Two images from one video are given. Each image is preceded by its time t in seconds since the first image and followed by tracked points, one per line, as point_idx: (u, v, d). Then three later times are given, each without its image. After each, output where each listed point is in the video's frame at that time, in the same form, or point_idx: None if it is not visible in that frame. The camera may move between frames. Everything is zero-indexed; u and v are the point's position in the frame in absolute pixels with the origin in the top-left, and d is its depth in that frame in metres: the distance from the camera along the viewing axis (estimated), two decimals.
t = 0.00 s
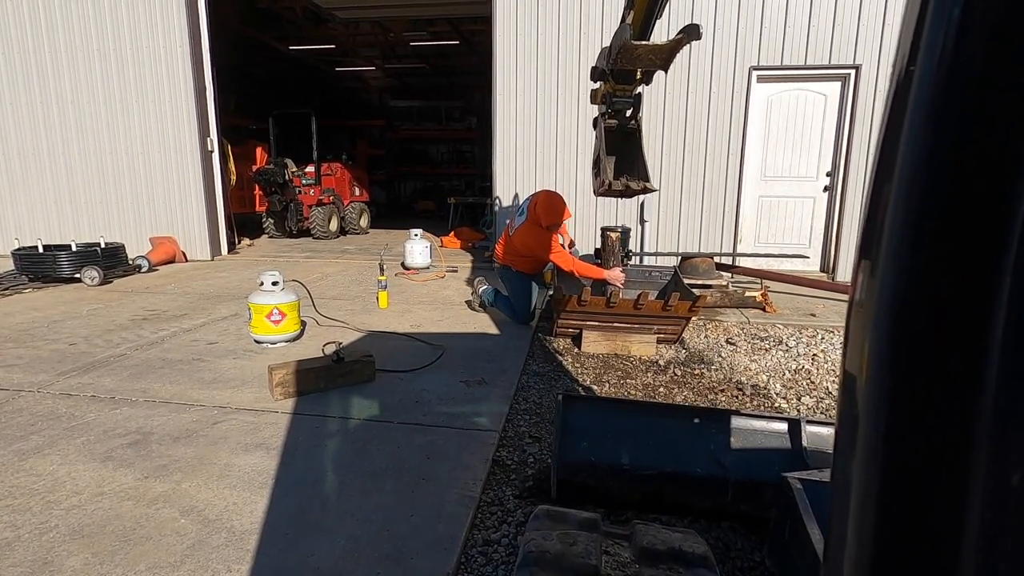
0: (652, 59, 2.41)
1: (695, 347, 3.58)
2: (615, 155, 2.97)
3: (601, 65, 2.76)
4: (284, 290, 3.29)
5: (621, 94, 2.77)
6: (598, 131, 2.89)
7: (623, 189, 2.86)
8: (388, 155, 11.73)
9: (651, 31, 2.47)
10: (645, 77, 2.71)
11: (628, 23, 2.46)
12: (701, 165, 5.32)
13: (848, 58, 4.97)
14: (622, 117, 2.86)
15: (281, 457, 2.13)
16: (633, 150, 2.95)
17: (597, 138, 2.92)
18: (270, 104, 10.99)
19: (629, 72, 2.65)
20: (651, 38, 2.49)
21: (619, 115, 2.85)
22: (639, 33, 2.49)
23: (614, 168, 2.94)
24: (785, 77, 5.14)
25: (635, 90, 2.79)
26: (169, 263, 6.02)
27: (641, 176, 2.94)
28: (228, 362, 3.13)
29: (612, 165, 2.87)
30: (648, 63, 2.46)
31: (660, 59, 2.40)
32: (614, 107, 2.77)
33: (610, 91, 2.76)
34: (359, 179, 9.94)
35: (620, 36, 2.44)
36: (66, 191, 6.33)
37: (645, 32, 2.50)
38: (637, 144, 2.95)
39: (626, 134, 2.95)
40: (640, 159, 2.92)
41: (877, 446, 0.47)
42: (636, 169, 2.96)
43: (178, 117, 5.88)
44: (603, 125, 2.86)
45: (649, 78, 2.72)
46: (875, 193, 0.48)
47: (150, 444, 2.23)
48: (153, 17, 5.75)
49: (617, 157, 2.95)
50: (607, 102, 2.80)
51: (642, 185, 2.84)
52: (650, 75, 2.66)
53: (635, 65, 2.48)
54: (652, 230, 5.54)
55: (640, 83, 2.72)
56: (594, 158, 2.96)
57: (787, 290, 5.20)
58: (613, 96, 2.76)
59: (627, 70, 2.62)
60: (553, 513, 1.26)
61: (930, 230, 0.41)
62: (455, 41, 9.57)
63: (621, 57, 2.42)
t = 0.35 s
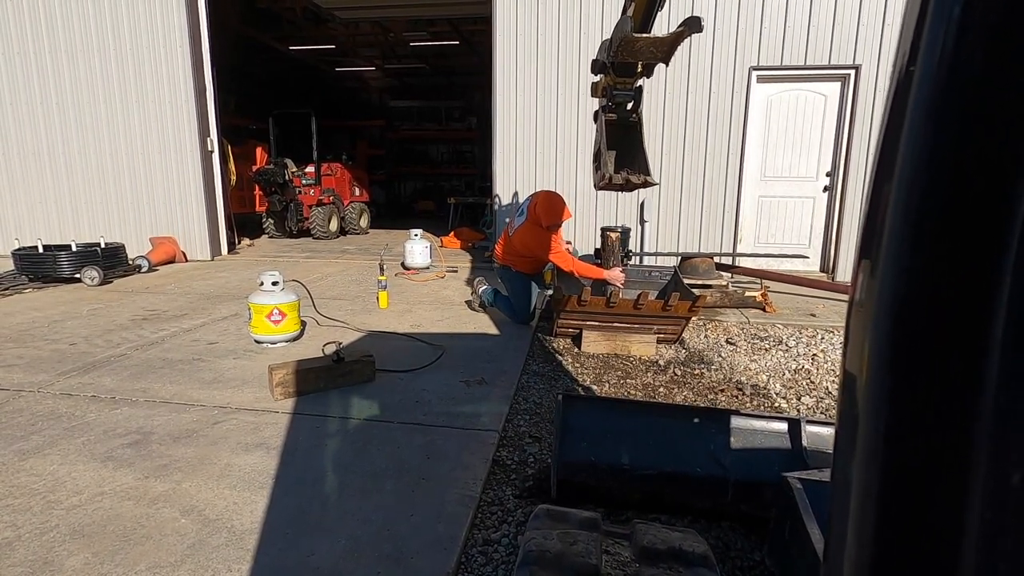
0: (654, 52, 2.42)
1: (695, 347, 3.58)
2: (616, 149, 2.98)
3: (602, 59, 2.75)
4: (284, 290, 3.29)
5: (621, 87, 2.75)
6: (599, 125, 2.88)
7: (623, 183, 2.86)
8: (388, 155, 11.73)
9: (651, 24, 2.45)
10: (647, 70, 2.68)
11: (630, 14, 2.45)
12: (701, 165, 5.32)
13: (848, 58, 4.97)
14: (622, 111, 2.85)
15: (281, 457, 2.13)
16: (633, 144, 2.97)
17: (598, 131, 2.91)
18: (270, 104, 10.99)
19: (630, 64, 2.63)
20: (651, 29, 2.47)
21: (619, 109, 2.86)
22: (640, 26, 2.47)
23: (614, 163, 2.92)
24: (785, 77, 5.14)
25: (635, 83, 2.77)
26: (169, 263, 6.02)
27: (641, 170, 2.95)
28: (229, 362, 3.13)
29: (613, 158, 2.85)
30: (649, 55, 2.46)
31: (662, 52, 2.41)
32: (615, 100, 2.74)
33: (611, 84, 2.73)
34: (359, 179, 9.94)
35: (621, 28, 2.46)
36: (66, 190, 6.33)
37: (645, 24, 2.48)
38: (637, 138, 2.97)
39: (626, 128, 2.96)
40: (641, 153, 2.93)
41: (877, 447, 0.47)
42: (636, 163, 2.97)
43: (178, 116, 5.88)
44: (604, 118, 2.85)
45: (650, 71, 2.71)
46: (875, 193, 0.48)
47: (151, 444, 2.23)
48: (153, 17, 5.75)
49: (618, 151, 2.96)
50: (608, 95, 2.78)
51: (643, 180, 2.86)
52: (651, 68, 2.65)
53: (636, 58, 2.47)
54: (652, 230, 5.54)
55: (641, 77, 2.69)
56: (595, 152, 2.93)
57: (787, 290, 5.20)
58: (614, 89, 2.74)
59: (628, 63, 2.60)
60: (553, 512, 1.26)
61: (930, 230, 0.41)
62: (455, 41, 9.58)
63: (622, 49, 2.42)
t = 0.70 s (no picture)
0: (647, 101, 2.41)
1: (696, 347, 3.58)
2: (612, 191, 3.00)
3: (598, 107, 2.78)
4: (283, 291, 3.28)
5: (616, 134, 2.77)
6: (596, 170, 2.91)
7: (620, 227, 2.91)
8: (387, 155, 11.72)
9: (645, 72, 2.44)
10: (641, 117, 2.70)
11: (623, 66, 2.46)
12: (701, 166, 5.31)
13: (848, 59, 4.96)
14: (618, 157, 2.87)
15: (280, 459, 2.13)
16: (629, 189, 2.99)
17: (595, 176, 2.93)
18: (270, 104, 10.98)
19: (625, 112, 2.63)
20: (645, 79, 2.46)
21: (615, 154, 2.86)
22: (633, 75, 2.47)
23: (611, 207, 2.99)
24: (785, 78, 5.13)
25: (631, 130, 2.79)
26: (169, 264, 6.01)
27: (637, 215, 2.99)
28: (228, 363, 3.12)
29: (609, 203, 2.93)
30: (644, 104, 2.45)
31: (655, 101, 2.41)
32: (611, 147, 2.77)
33: (607, 132, 2.76)
34: (359, 179, 9.94)
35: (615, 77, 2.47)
36: (66, 191, 6.32)
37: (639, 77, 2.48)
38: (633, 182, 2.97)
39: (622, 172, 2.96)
40: (636, 198, 2.97)
41: (886, 453, 0.46)
42: (633, 207, 3.01)
43: (177, 116, 5.87)
44: (599, 164, 2.86)
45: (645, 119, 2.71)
46: (881, 194, 0.47)
47: (149, 446, 2.22)
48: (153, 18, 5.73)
49: (613, 194, 2.99)
50: (604, 143, 2.80)
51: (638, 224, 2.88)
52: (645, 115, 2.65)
53: (630, 106, 2.48)
54: (652, 230, 5.53)
55: (636, 124, 2.71)
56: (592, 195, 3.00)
57: (788, 291, 5.19)
58: (610, 137, 2.76)
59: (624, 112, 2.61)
60: (553, 516, 1.25)
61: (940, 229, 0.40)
62: (455, 41, 9.56)
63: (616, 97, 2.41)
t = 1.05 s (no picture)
0: (647, 102, 2.44)
1: (695, 346, 3.58)
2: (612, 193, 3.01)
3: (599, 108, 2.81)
4: (284, 290, 3.29)
5: (617, 134, 2.79)
6: (596, 170, 2.94)
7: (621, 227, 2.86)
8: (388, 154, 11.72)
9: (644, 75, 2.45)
10: (641, 118, 2.73)
11: (623, 67, 2.48)
12: (701, 165, 5.32)
13: (848, 59, 4.96)
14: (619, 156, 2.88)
15: (281, 457, 2.13)
16: (631, 189, 3.00)
17: (596, 177, 2.97)
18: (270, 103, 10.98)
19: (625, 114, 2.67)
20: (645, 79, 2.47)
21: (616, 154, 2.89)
22: (634, 76, 2.49)
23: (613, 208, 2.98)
24: (785, 77, 5.14)
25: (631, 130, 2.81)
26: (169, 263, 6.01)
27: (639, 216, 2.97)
28: (229, 361, 3.13)
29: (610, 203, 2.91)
30: (643, 105, 2.48)
31: (655, 102, 2.42)
32: (611, 147, 2.79)
33: (608, 132, 2.78)
34: (360, 179, 9.95)
35: (616, 79, 2.49)
36: (66, 191, 6.33)
37: (640, 77, 2.50)
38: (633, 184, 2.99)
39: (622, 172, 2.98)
40: (637, 199, 2.97)
41: (884, 447, 0.47)
42: (634, 208, 3.00)
43: (177, 116, 5.87)
44: (600, 164, 2.88)
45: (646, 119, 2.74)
46: (880, 194, 0.48)
47: (150, 444, 2.23)
48: (154, 18, 5.74)
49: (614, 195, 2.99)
50: (605, 142, 2.82)
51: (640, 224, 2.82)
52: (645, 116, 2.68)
53: (630, 107, 2.50)
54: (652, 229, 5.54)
55: (637, 125, 2.74)
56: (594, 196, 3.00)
57: (787, 290, 5.19)
58: (611, 136, 2.79)
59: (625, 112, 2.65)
60: (554, 512, 1.26)
61: (936, 228, 0.41)
62: (455, 41, 9.57)
63: (615, 98, 2.43)
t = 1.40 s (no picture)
0: (648, 85, 2.41)
1: (695, 346, 3.58)
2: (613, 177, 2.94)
3: (599, 91, 2.79)
4: (284, 290, 3.29)
5: (618, 118, 2.78)
6: (597, 154, 2.89)
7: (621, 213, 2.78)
8: (388, 154, 11.73)
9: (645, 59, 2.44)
10: (642, 101, 2.72)
11: (625, 49, 2.47)
12: (701, 164, 5.32)
13: (848, 59, 4.96)
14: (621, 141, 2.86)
15: (281, 456, 2.13)
16: (632, 173, 2.91)
17: (596, 162, 2.91)
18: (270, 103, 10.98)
19: (627, 97, 2.66)
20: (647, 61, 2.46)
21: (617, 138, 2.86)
22: (636, 59, 2.48)
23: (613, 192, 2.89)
24: (785, 77, 5.13)
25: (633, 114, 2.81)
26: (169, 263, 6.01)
27: (640, 199, 2.87)
28: (228, 361, 3.13)
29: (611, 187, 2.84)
30: (645, 88, 2.46)
31: (656, 85, 2.40)
32: (612, 131, 2.78)
33: (609, 116, 2.77)
34: (360, 178, 9.95)
35: (617, 62, 2.45)
36: (66, 191, 6.32)
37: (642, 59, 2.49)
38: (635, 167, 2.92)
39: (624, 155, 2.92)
40: (638, 182, 2.89)
41: (882, 446, 0.46)
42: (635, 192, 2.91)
43: (177, 114, 5.86)
44: (600, 148, 2.85)
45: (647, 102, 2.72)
46: (877, 194, 0.48)
47: (150, 444, 2.23)
48: (153, 17, 5.74)
49: (615, 179, 2.92)
50: (606, 126, 2.82)
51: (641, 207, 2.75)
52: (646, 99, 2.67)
53: (632, 91, 2.48)
54: (652, 229, 5.54)
55: (638, 108, 2.74)
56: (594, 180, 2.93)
57: (787, 290, 5.19)
58: (612, 121, 2.78)
59: (625, 95, 2.64)
60: (554, 513, 1.25)
61: (935, 230, 0.40)
62: (455, 40, 9.56)
63: (617, 81, 2.40)
